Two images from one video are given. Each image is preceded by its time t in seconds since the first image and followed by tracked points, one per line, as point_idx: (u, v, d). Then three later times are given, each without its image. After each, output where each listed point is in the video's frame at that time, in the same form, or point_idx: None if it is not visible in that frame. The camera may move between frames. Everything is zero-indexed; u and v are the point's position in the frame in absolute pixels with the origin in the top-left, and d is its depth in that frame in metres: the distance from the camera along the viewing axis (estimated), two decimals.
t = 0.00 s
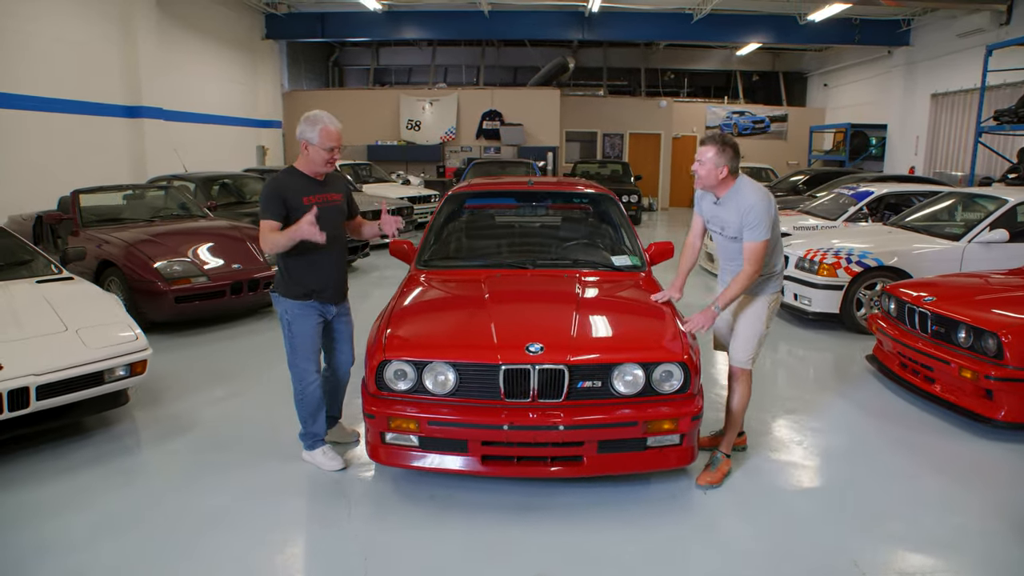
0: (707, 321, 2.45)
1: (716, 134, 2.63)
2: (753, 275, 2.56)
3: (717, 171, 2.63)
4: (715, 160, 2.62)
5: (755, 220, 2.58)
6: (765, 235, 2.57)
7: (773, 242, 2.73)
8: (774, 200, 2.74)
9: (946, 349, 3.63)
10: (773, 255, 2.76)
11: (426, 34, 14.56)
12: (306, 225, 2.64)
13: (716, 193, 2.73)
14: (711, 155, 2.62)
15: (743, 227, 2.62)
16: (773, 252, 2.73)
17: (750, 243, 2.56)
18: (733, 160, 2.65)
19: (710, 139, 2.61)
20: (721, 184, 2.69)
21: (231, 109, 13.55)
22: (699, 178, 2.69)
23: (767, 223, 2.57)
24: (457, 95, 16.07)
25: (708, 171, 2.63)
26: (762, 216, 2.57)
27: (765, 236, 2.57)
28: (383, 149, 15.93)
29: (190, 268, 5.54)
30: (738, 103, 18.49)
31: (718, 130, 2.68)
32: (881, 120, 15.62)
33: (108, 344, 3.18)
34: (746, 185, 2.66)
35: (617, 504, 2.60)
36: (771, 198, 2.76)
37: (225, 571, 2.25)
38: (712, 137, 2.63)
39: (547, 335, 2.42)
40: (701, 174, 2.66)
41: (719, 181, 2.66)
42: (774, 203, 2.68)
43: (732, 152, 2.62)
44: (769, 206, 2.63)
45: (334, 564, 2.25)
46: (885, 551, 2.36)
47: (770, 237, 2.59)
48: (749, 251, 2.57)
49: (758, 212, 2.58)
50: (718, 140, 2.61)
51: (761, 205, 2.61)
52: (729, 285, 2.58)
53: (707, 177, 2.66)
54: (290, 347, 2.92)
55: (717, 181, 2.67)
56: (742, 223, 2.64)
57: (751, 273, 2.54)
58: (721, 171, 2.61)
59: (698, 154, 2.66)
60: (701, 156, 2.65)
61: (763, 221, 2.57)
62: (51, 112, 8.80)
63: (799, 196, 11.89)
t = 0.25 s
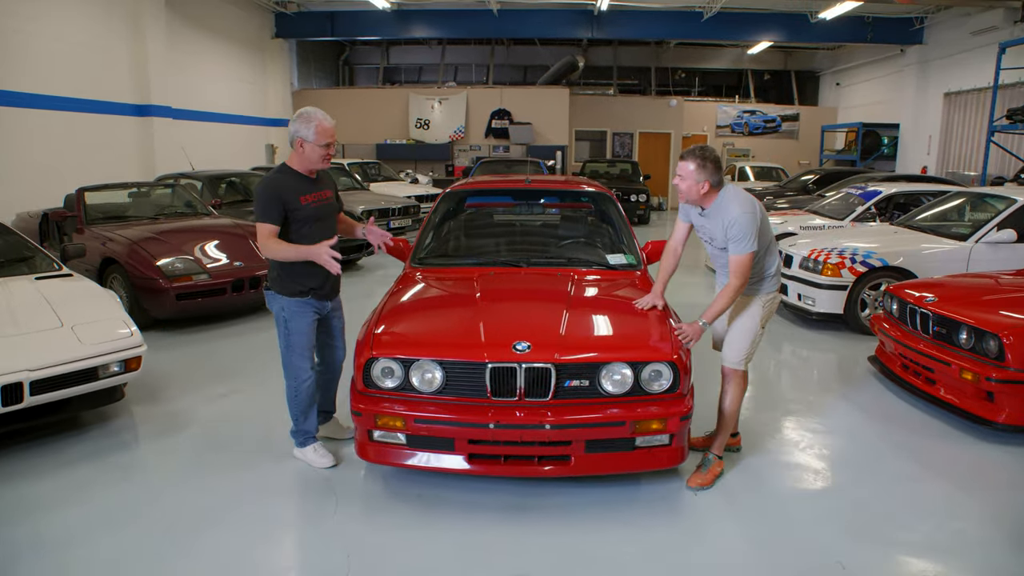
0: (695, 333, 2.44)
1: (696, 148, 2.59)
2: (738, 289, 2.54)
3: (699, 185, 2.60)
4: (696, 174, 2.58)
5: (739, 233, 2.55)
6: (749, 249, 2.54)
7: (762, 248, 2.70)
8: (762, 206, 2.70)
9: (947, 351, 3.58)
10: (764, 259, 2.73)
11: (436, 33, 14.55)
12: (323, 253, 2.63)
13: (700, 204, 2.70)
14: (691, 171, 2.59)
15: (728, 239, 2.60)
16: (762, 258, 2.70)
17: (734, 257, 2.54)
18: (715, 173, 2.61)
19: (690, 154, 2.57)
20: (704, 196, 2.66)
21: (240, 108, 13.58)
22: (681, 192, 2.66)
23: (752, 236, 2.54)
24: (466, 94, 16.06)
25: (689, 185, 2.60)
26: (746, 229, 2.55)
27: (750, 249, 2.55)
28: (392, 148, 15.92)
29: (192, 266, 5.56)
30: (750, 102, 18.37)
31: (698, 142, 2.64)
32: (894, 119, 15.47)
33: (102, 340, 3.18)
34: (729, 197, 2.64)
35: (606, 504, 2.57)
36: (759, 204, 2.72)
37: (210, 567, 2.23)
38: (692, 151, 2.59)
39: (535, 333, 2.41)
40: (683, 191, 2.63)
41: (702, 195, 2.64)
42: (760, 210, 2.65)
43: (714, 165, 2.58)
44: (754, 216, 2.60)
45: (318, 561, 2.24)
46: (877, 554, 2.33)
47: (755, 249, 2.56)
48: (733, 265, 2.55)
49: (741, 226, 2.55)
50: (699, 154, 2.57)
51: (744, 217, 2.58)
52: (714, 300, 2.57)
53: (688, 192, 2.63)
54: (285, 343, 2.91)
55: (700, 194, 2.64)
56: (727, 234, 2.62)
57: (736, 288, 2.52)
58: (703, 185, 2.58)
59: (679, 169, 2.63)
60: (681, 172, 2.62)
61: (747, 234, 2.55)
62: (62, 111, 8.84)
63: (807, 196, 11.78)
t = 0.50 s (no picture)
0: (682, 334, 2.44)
1: (683, 149, 2.58)
2: (727, 290, 2.55)
3: (686, 186, 2.60)
4: (683, 176, 2.58)
5: (728, 234, 2.56)
6: (739, 249, 2.54)
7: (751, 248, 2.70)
8: (750, 205, 2.70)
9: (945, 350, 3.51)
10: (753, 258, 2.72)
11: (444, 30, 14.53)
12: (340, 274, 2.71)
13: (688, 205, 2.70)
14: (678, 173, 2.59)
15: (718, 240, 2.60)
16: (752, 257, 2.70)
17: (724, 258, 2.54)
18: (702, 174, 2.60)
19: (676, 156, 2.56)
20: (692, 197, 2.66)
21: (247, 105, 13.58)
22: (668, 194, 2.66)
23: (741, 237, 2.55)
24: (474, 91, 16.05)
25: (677, 187, 2.60)
26: (735, 229, 2.55)
27: (739, 249, 2.55)
28: (400, 146, 15.93)
29: (193, 262, 5.58)
30: (760, 100, 18.26)
31: (685, 144, 2.64)
32: (906, 117, 15.32)
33: (98, 335, 3.19)
34: (717, 197, 2.64)
35: (593, 502, 2.56)
36: (747, 203, 2.72)
37: (194, 560, 2.24)
38: (679, 153, 2.59)
39: (521, 329, 2.41)
40: (671, 194, 2.63)
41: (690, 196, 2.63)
42: (749, 211, 2.65)
43: (700, 166, 2.58)
44: (743, 216, 2.60)
45: (302, 555, 2.25)
46: (865, 552, 2.29)
47: (744, 249, 2.56)
48: (723, 266, 2.55)
49: (730, 227, 2.55)
50: (686, 155, 2.56)
51: (732, 218, 2.58)
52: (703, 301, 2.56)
53: (676, 194, 2.63)
54: (277, 337, 2.92)
55: (687, 196, 2.63)
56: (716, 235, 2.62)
57: (725, 289, 2.53)
58: (690, 186, 2.58)
59: (666, 171, 2.62)
60: (668, 174, 2.61)
61: (736, 234, 2.55)
62: (71, 109, 8.89)
63: (814, 194, 11.69)
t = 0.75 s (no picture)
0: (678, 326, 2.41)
1: (682, 139, 2.55)
2: (723, 283, 2.54)
3: (686, 177, 2.57)
4: (682, 167, 2.55)
5: (726, 226, 2.54)
6: (737, 242, 2.53)
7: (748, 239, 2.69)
8: (749, 198, 2.69)
9: (949, 346, 3.47)
10: (749, 250, 2.72)
11: (458, 24, 14.46)
12: (374, 253, 2.74)
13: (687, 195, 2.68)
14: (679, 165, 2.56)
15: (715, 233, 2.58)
16: (749, 249, 2.70)
17: (720, 250, 2.53)
18: (702, 164, 2.58)
19: (674, 147, 2.53)
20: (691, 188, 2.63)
21: (259, 99, 13.57)
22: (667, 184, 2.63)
23: (739, 229, 2.53)
24: (488, 85, 16.00)
25: (676, 178, 2.57)
26: (733, 222, 2.54)
27: (737, 242, 2.53)
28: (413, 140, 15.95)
29: (200, 254, 5.64)
30: (776, 93, 18.06)
31: (685, 133, 2.60)
32: (924, 110, 15.08)
33: (101, 326, 3.23)
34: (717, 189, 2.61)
35: (584, 496, 2.56)
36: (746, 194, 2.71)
37: (186, 546, 2.26)
38: (679, 143, 2.55)
39: (514, 322, 2.41)
40: (670, 186, 2.60)
41: (689, 186, 2.61)
42: (747, 202, 2.63)
43: (700, 156, 2.55)
44: (741, 207, 2.58)
45: (292, 543, 2.27)
46: (855, 547, 2.28)
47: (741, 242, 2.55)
48: (719, 259, 2.54)
49: (728, 219, 2.54)
50: (686, 146, 2.53)
51: (731, 209, 2.56)
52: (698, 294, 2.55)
53: (675, 184, 2.60)
54: (285, 327, 2.94)
55: (687, 186, 2.61)
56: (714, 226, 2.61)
57: (722, 281, 2.51)
58: (690, 177, 2.55)
59: (665, 162, 2.59)
60: (667, 164, 2.58)
61: (734, 227, 2.53)
62: (88, 103, 8.97)
63: (827, 189, 11.54)
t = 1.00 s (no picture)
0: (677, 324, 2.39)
1: (684, 155, 2.50)
2: (723, 279, 2.52)
3: (689, 187, 2.53)
4: (685, 178, 2.51)
5: (727, 224, 2.52)
6: (738, 239, 2.51)
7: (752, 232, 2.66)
8: (751, 191, 2.66)
9: (963, 340, 3.39)
10: (754, 241, 2.69)
11: (479, 15, 14.31)
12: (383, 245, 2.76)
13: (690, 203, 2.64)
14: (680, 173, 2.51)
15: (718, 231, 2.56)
16: (753, 241, 2.67)
17: (722, 247, 2.50)
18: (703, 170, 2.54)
19: (673, 162, 2.50)
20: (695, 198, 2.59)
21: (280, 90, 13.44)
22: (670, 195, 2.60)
23: (740, 227, 2.51)
24: (506, 76, 15.92)
25: (679, 184, 2.53)
26: (735, 219, 2.51)
27: (738, 238, 2.51)
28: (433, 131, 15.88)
29: (216, 244, 5.70)
30: (799, 83, 17.70)
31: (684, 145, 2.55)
32: (951, 100, 14.69)
33: (113, 313, 3.28)
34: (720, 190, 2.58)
35: (583, 486, 2.55)
36: (748, 186, 2.67)
37: (189, 528, 2.31)
38: (680, 161, 2.51)
39: (514, 312, 2.41)
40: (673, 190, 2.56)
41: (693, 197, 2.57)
42: (751, 197, 2.60)
43: (700, 165, 2.51)
44: (744, 204, 2.55)
45: (292, 528, 2.30)
46: (856, 542, 2.25)
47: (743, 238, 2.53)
48: (720, 256, 2.52)
49: (730, 217, 2.51)
50: (688, 162, 2.49)
51: (732, 206, 2.53)
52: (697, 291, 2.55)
53: (678, 194, 2.56)
54: (299, 311, 2.97)
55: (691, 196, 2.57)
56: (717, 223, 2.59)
57: (721, 278, 2.50)
58: (693, 187, 2.52)
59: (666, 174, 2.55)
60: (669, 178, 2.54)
61: (736, 225, 2.51)
62: (115, 95, 8.87)
63: (849, 180, 11.32)
